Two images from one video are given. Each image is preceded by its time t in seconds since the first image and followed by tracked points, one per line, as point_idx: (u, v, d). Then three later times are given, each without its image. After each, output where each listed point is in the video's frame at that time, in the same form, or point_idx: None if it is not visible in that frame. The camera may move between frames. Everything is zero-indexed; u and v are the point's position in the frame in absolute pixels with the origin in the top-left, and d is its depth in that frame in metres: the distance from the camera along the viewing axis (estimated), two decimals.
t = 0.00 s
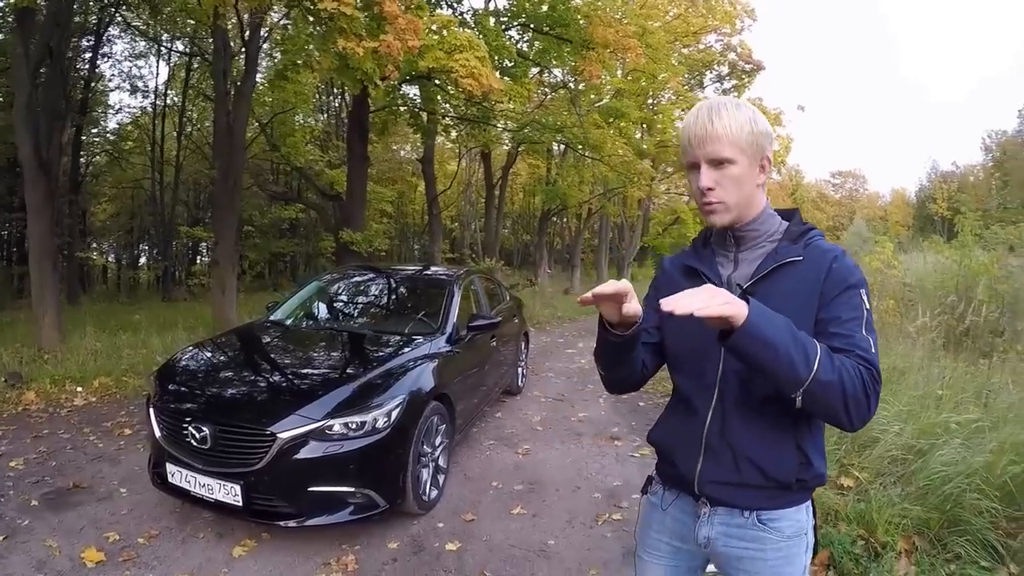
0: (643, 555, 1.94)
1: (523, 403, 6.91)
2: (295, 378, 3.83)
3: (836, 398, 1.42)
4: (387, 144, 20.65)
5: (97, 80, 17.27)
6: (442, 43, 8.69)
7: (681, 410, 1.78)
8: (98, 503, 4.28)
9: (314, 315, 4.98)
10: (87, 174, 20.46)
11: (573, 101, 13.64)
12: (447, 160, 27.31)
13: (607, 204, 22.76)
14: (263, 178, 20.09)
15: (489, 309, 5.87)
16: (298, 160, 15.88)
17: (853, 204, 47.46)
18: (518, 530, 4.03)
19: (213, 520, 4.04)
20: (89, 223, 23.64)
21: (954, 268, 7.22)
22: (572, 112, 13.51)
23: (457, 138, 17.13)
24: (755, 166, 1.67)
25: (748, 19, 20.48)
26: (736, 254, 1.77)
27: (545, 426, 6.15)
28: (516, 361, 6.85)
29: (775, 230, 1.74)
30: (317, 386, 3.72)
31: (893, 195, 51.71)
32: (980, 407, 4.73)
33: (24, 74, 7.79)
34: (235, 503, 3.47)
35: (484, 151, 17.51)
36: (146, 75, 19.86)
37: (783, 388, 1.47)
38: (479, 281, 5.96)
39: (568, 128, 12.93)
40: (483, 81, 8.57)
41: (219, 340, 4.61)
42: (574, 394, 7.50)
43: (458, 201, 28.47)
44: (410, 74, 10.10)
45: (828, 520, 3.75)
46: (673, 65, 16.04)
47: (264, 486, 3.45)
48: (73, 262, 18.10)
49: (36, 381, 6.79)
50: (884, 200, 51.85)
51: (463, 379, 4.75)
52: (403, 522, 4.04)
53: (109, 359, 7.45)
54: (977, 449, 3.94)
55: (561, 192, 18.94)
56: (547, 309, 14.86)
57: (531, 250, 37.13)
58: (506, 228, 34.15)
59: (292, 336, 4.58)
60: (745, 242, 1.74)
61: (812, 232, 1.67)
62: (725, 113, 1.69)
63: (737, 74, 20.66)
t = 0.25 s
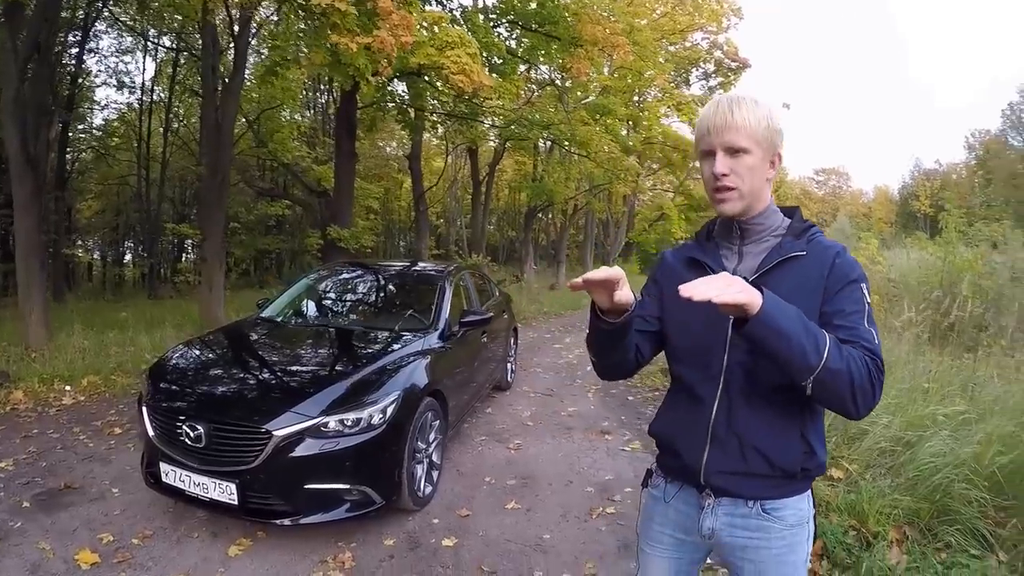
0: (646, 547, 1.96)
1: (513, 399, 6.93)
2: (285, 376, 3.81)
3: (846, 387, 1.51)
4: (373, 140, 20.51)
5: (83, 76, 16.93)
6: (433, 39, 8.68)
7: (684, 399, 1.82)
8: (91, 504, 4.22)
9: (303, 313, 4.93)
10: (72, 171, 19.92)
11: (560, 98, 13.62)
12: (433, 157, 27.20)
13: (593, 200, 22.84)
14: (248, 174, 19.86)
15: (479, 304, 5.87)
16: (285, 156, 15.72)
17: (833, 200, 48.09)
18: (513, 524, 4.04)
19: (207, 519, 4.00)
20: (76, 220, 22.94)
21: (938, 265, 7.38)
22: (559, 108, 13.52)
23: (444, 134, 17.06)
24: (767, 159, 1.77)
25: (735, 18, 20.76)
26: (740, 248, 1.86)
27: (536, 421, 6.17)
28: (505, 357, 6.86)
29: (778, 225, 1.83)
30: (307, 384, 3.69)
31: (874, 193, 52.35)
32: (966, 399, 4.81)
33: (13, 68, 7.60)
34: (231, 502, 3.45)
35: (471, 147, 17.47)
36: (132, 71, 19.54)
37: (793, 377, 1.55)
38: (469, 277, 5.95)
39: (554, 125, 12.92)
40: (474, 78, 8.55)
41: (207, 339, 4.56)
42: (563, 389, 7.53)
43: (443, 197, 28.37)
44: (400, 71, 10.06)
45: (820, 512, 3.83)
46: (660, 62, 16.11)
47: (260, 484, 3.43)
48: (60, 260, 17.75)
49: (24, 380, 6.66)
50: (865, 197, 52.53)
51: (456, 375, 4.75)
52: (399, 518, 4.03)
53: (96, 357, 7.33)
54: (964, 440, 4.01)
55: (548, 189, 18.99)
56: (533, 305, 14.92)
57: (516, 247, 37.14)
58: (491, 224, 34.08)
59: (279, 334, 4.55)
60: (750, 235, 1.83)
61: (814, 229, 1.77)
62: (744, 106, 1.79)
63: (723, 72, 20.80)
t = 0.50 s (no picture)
0: (638, 541, 1.98)
1: (502, 394, 6.95)
2: (274, 372, 3.80)
3: (841, 373, 1.56)
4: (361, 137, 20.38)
5: (70, 73, 16.67)
6: (422, 37, 8.65)
7: (674, 389, 1.84)
8: (84, 506, 4.19)
9: (292, 311, 4.91)
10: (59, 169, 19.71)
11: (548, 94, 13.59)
12: (421, 153, 27.11)
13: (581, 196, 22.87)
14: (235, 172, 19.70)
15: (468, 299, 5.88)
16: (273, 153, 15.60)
17: (819, 194, 48.41)
18: (505, 518, 4.07)
19: (200, 518, 3.98)
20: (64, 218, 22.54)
21: (924, 259, 7.38)
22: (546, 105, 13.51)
23: (431, 130, 17.01)
24: (767, 151, 1.81)
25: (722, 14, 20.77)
26: (733, 240, 1.87)
27: (526, 416, 6.20)
28: (494, 352, 6.88)
29: (769, 220, 1.86)
30: (297, 380, 3.69)
31: (859, 187, 52.86)
32: (952, 392, 4.88)
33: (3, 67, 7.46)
34: (225, 500, 3.44)
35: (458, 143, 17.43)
36: (118, 67, 19.25)
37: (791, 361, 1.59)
38: (457, 273, 5.95)
39: (541, 121, 12.91)
40: (463, 74, 8.53)
41: (196, 336, 4.53)
42: (551, 383, 7.57)
43: (431, 192, 28.27)
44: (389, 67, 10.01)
45: (810, 503, 3.90)
46: (648, 59, 16.17)
47: (254, 481, 3.43)
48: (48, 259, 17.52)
49: (13, 382, 6.58)
50: (852, 191, 52.94)
51: (446, 370, 4.76)
52: (392, 514, 4.05)
53: (85, 357, 7.26)
54: (951, 433, 4.08)
55: (535, 184, 19.02)
56: (520, 300, 14.97)
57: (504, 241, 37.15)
58: (479, 219, 34.01)
59: (268, 331, 4.53)
60: (742, 227, 1.85)
61: (804, 224, 1.81)
62: (748, 100, 1.84)
63: (710, 68, 20.87)
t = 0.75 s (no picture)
0: (629, 539, 1.99)
1: (493, 391, 6.97)
2: (265, 371, 3.80)
3: (836, 366, 1.59)
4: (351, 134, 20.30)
5: (59, 71, 16.56)
6: (411, 34, 8.63)
7: (663, 384, 1.86)
8: (76, 504, 4.17)
9: (282, 309, 4.90)
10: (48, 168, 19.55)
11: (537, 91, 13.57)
12: (410, 150, 27.04)
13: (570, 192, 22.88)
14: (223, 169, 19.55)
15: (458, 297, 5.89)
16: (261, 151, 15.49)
17: (808, 190, 48.66)
18: (497, 514, 4.09)
19: (193, 516, 3.97)
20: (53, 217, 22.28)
21: (913, 253, 7.25)
22: (534, 101, 13.47)
23: (420, 127, 16.98)
24: (761, 149, 1.85)
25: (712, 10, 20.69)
26: (723, 237, 1.89)
27: (517, 413, 6.22)
28: (485, 349, 6.89)
29: (758, 218, 1.88)
30: (288, 378, 3.68)
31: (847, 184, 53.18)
32: (940, 386, 4.93)
33: None
34: (218, 498, 3.44)
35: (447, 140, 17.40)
36: (107, 66, 19.11)
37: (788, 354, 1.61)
38: (447, 271, 5.96)
39: (530, 118, 12.90)
40: (452, 71, 8.51)
41: (186, 335, 4.51)
42: (542, 380, 7.60)
43: (421, 190, 28.22)
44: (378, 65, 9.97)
45: (799, 497, 3.97)
46: (636, 56, 16.23)
47: (246, 479, 3.42)
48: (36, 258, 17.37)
49: (3, 382, 6.53)
50: (841, 187, 53.22)
51: (436, 367, 4.76)
52: (384, 511, 4.05)
53: (75, 356, 7.21)
54: (940, 426, 4.13)
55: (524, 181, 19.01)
56: (511, 298, 14.98)
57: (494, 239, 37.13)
58: (468, 217, 33.97)
59: (258, 329, 4.52)
60: (733, 224, 1.87)
61: (793, 223, 1.85)
62: (744, 99, 1.88)
63: (700, 64, 20.88)
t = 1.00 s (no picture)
0: (617, 538, 2.01)
1: (484, 389, 6.98)
2: (257, 370, 3.79)
3: (826, 362, 1.63)
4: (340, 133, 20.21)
5: (46, 70, 16.42)
6: (401, 33, 8.62)
7: (649, 380, 1.87)
8: (69, 503, 4.14)
9: (273, 309, 4.89)
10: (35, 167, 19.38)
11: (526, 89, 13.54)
12: (400, 149, 26.98)
13: (561, 190, 22.90)
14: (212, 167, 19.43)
15: (449, 296, 5.90)
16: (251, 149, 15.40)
17: (798, 187, 48.86)
18: (488, 511, 4.10)
19: (187, 514, 3.96)
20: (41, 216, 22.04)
21: (904, 251, 7.35)
22: (524, 99, 13.42)
23: (409, 126, 16.95)
24: (748, 148, 1.89)
25: (701, 7, 20.72)
26: (709, 235, 1.91)
27: (508, 410, 6.24)
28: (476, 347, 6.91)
29: (742, 219, 1.91)
30: (280, 378, 3.67)
31: (838, 181, 53.35)
32: (929, 381, 4.98)
33: None
34: (211, 496, 3.44)
35: (437, 139, 17.38)
36: (95, 64, 18.94)
37: (780, 350, 1.64)
38: (438, 270, 5.96)
39: (520, 116, 12.88)
40: (443, 70, 8.49)
41: (177, 335, 4.49)
42: (533, 378, 7.63)
43: (411, 188, 28.13)
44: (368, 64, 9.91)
45: (788, 493, 4.01)
46: (625, 53, 16.27)
47: (239, 477, 3.42)
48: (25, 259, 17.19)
49: None
50: (831, 184, 53.47)
51: (427, 365, 4.76)
52: (377, 508, 4.06)
53: (66, 357, 7.16)
54: (929, 422, 4.18)
55: (515, 179, 19.04)
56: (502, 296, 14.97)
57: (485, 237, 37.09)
58: (459, 215, 33.90)
59: (249, 328, 4.51)
60: (718, 223, 1.90)
61: (776, 224, 1.89)
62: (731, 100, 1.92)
63: (690, 61, 20.91)
